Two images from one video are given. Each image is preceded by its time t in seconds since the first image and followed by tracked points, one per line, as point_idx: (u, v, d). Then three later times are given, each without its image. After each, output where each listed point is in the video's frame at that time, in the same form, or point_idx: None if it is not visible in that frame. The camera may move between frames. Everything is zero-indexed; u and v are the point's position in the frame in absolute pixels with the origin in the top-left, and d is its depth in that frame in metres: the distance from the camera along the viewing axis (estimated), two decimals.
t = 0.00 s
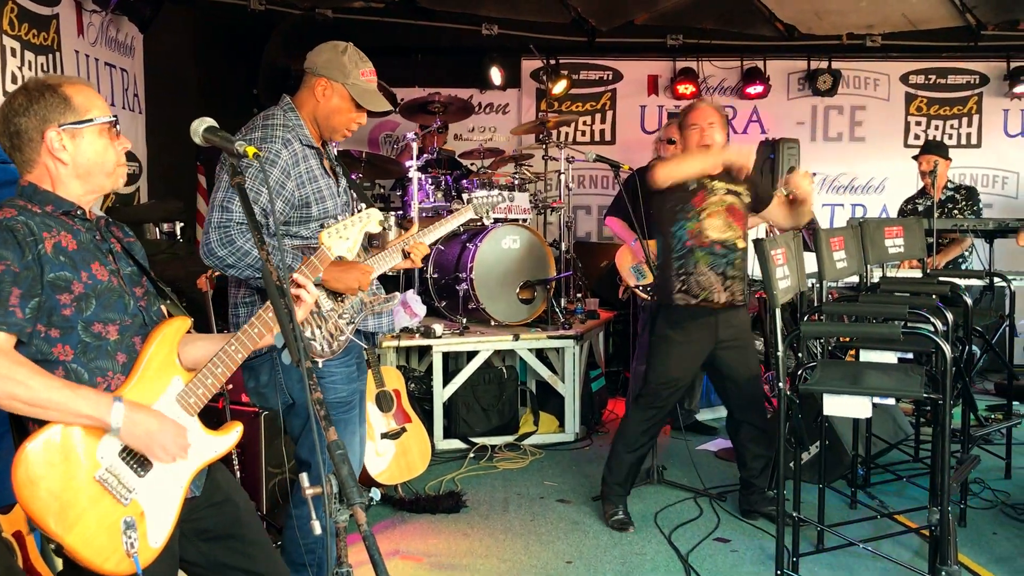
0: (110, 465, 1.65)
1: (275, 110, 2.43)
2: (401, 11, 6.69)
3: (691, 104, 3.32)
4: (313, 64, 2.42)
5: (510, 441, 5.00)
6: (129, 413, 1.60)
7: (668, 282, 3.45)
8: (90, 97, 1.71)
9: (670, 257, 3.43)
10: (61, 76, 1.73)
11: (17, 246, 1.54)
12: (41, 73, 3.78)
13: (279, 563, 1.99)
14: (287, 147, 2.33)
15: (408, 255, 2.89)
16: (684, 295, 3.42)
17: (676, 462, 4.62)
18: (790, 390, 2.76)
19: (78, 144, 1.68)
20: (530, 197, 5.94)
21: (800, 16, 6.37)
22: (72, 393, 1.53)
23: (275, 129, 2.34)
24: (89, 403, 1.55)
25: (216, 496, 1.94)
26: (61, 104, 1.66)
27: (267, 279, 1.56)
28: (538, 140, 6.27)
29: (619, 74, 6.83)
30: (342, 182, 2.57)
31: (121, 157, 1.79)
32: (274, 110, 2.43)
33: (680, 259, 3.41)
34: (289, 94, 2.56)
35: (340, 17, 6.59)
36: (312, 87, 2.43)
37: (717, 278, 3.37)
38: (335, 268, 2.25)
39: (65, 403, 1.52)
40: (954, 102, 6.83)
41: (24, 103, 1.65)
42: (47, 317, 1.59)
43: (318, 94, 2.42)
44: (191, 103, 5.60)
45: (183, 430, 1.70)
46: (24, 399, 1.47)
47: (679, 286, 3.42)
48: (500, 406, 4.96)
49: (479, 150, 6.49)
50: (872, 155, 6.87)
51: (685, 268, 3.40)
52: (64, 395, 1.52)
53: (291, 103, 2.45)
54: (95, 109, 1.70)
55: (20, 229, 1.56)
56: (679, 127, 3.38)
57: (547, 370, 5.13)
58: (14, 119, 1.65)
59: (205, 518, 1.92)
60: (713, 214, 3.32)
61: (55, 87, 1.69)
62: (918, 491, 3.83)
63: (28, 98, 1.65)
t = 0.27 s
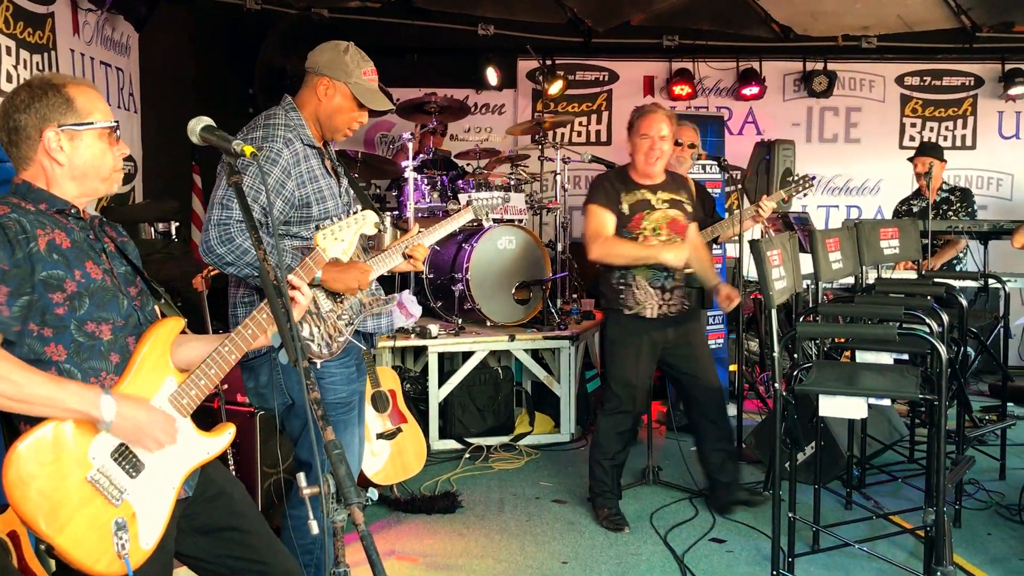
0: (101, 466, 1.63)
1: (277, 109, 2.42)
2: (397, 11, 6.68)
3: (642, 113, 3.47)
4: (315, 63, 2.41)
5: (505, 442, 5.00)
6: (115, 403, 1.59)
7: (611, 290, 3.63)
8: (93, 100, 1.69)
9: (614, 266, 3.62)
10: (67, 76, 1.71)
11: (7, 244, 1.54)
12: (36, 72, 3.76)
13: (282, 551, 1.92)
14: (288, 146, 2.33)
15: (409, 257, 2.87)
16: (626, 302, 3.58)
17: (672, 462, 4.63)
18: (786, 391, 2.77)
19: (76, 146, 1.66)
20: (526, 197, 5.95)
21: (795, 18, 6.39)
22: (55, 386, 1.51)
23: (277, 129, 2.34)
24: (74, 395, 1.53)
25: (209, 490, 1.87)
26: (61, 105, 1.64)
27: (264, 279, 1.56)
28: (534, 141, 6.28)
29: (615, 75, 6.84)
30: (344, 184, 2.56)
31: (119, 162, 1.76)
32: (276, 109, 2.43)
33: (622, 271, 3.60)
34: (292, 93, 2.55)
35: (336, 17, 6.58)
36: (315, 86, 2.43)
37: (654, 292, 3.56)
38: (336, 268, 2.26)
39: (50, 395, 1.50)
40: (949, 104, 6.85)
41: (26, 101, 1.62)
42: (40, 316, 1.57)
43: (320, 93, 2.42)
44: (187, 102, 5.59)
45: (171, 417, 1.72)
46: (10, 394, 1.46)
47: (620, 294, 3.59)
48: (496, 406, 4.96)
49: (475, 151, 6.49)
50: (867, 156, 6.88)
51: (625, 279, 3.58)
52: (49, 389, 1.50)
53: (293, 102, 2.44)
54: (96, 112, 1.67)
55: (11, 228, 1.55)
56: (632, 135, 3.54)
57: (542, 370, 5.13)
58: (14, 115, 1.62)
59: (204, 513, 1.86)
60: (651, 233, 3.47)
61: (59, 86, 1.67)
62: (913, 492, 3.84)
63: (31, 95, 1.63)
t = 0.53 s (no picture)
0: (99, 465, 1.61)
1: (282, 108, 2.44)
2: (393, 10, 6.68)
3: (617, 114, 3.57)
4: (320, 62, 2.43)
5: (501, 441, 5.00)
6: (109, 394, 1.56)
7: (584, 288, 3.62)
8: (101, 101, 1.66)
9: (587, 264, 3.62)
10: (78, 76, 1.68)
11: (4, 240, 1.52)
12: (32, 70, 3.75)
13: (283, 543, 1.91)
14: (290, 144, 2.34)
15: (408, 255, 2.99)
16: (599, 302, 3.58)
17: (668, 462, 4.63)
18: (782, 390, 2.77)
19: (80, 146, 1.62)
20: (523, 197, 5.95)
21: (790, 18, 6.40)
22: (43, 376, 1.49)
23: (280, 126, 2.35)
24: (61, 386, 1.51)
25: (207, 487, 1.86)
26: (69, 104, 1.61)
27: (263, 276, 1.56)
28: (530, 140, 6.28)
29: (611, 74, 6.85)
30: (347, 185, 2.57)
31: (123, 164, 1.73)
32: (281, 108, 2.44)
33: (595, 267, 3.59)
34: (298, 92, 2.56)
35: (332, 16, 6.58)
36: (320, 86, 2.44)
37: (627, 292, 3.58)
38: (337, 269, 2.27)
39: (38, 386, 1.48)
40: (944, 104, 6.87)
41: (35, 98, 1.59)
42: (37, 314, 1.56)
43: (325, 93, 2.43)
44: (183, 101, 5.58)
45: (164, 403, 1.67)
46: None
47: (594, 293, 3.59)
48: (491, 406, 4.97)
49: (472, 150, 6.49)
50: (863, 157, 6.90)
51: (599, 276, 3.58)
52: (36, 379, 1.48)
53: (298, 101, 2.45)
54: (103, 113, 1.65)
55: (9, 224, 1.53)
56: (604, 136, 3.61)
57: (539, 370, 5.13)
58: (20, 112, 1.59)
59: (202, 510, 1.85)
60: (627, 235, 3.56)
61: (67, 86, 1.63)
62: (909, 491, 3.85)
63: (40, 93, 1.60)
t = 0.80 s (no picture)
0: (104, 463, 1.61)
1: (285, 106, 2.44)
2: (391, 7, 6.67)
3: (593, 113, 3.57)
4: (322, 62, 2.44)
5: (499, 439, 5.01)
6: (112, 391, 1.55)
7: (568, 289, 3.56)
8: (101, 94, 1.65)
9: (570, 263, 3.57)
10: (76, 71, 1.67)
11: (8, 237, 1.49)
12: (30, 67, 3.74)
13: (288, 541, 1.90)
14: (294, 142, 2.34)
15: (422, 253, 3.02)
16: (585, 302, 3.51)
17: (666, 459, 4.64)
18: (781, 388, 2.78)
19: (83, 140, 1.61)
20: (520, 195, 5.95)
21: (788, 17, 6.40)
22: (47, 375, 1.48)
23: (284, 124, 2.36)
24: (64, 384, 1.49)
25: (210, 485, 1.85)
26: (70, 99, 1.60)
27: (264, 273, 1.56)
28: (528, 138, 6.28)
29: (609, 72, 6.85)
30: (349, 182, 2.57)
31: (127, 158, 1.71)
32: (285, 106, 2.45)
33: (582, 266, 3.56)
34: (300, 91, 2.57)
35: (330, 13, 6.57)
36: (322, 85, 2.45)
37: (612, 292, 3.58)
38: (342, 268, 2.33)
39: (43, 385, 1.47)
40: (941, 103, 6.88)
41: (34, 95, 1.59)
42: (43, 311, 1.53)
43: (326, 91, 2.44)
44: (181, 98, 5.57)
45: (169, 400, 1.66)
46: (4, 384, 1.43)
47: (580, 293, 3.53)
48: (489, 404, 4.97)
49: (470, 147, 6.49)
50: (860, 155, 6.91)
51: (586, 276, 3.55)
52: (41, 378, 1.46)
53: (301, 100, 2.46)
54: (104, 107, 1.63)
55: (15, 220, 1.51)
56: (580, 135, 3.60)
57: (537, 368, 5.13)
58: (20, 110, 1.58)
59: (205, 507, 1.83)
60: (611, 232, 3.55)
61: (66, 81, 1.62)
62: (905, 489, 3.87)
63: (38, 90, 1.59)
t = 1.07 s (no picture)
0: (111, 457, 1.60)
1: (290, 111, 2.50)
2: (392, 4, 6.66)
3: (573, 115, 3.63)
4: (329, 65, 2.51)
5: (500, 435, 5.01)
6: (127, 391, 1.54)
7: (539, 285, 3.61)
8: (105, 89, 1.62)
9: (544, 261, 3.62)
10: (79, 66, 1.65)
11: (19, 232, 1.47)
12: (31, 64, 3.74)
13: (292, 537, 1.90)
14: (300, 145, 2.40)
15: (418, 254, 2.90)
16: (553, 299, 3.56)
17: (667, 456, 4.65)
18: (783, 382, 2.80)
19: (87, 135, 1.59)
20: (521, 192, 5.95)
21: (789, 14, 6.39)
22: (66, 374, 1.46)
23: (290, 128, 2.42)
24: (85, 384, 1.48)
25: (216, 481, 1.84)
26: (74, 94, 1.58)
27: (269, 269, 1.56)
28: (529, 135, 6.27)
29: (610, 69, 6.84)
30: (354, 186, 2.61)
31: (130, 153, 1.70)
32: (290, 111, 2.50)
33: (557, 263, 3.60)
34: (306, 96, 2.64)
35: (331, 11, 6.56)
36: (328, 88, 2.51)
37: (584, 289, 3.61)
38: (347, 263, 2.33)
39: (62, 384, 1.45)
40: (942, 100, 6.88)
41: (37, 89, 1.56)
42: (49, 307, 1.50)
43: (332, 94, 2.51)
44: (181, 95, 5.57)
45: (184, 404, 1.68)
46: (21, 382, 1.41)
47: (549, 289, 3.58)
48: (490, 400, 4.98)
49: (471, 145, 6.50)
50: (861, 152, 6.91)
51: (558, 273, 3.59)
52: (60, 377, 1.45)
53: (307, 104, 2.53)
54: (107, 101, 1.61)
55: (24, 215, 1.48)
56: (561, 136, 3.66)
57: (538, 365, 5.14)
58: (24, 104, 1.56)
59: (211, 503, 1.83)
60: (587, 232, 3.60)
61: (70, 76, 1.60)
62: (907, 485, 3.87)
63: (42, 84, 1.56)
